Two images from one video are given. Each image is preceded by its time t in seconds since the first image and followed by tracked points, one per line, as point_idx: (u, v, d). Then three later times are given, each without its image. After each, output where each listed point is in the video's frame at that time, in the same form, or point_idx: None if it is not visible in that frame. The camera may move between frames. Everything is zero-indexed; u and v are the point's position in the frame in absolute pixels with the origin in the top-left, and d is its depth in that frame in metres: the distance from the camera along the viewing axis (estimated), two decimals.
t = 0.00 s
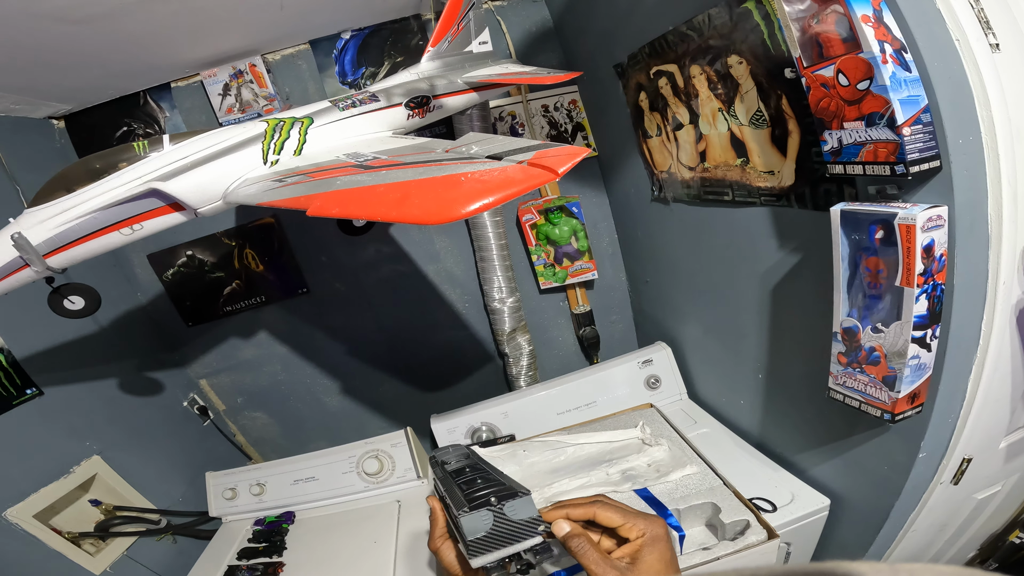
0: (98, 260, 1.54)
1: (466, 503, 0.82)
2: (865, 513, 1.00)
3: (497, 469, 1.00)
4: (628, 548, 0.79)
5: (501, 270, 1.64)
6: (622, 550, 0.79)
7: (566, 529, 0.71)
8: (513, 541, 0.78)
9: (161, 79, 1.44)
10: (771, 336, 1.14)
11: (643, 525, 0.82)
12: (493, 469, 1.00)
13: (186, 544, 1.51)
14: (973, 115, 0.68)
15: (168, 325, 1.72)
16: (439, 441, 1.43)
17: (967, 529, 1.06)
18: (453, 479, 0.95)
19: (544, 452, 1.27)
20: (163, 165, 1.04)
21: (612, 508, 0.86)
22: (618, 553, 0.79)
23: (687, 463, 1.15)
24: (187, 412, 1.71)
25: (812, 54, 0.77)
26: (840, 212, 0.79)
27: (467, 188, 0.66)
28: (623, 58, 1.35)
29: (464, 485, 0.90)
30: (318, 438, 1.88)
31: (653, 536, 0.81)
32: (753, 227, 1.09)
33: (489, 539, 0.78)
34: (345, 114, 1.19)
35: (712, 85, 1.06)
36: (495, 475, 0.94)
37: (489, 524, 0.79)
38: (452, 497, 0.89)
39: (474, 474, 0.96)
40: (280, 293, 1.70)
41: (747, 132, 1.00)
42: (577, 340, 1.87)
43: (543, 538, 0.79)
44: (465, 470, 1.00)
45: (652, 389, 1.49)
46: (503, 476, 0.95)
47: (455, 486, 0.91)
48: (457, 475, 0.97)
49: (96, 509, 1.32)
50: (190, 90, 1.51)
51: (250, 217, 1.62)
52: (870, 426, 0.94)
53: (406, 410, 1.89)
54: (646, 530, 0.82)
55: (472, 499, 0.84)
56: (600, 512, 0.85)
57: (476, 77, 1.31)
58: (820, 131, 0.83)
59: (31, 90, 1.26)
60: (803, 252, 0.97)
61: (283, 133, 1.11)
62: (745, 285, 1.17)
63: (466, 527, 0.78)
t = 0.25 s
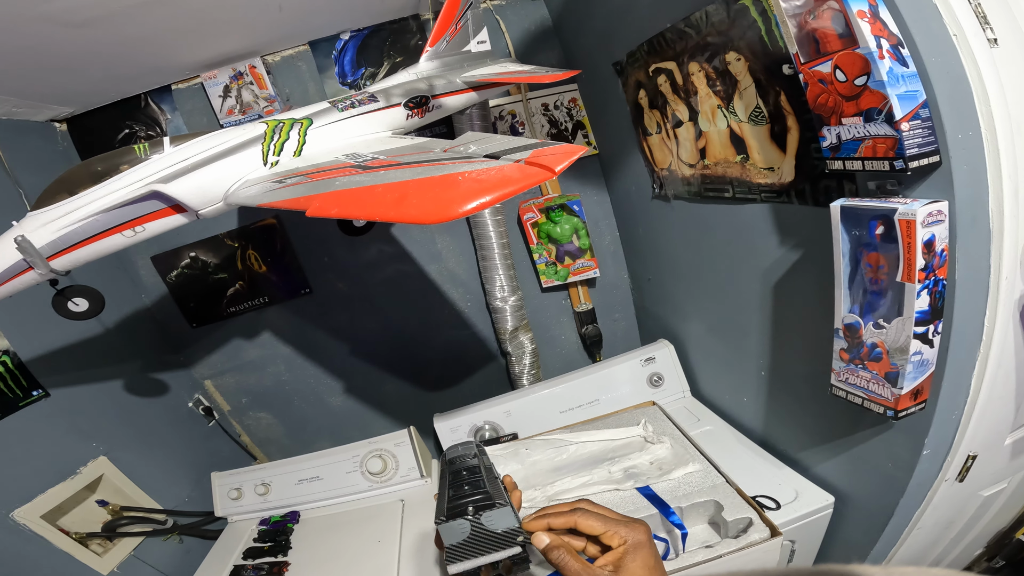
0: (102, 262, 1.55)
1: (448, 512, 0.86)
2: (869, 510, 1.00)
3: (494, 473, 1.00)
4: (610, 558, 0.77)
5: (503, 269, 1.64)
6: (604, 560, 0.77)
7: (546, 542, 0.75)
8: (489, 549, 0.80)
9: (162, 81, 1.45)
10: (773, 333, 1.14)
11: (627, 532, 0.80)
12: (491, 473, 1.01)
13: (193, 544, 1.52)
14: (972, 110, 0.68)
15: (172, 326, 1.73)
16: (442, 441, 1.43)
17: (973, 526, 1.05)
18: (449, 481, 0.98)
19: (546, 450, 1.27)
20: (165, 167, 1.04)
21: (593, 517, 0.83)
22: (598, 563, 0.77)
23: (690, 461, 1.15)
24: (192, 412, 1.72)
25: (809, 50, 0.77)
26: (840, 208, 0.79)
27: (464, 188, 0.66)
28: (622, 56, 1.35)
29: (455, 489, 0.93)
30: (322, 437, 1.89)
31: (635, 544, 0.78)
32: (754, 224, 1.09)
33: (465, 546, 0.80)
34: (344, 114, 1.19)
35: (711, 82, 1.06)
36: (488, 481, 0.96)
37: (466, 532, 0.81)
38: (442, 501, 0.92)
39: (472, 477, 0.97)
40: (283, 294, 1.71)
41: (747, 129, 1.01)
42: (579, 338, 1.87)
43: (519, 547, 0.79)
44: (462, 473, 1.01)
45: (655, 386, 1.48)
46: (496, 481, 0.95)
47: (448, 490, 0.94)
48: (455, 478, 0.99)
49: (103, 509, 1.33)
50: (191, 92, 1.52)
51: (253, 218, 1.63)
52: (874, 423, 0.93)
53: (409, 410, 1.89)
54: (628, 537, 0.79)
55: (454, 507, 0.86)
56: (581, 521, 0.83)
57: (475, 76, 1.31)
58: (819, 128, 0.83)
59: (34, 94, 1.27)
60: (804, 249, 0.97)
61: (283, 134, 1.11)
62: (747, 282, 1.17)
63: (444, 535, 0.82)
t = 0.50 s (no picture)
0: (106, 263, 1.55)
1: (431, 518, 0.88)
2: (878, 507, 0.98)
3: (491, 480, 0.97)
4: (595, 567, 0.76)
5: (507, 266, 1.63)
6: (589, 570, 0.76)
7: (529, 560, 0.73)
8: (469, 563, 0.84)
9: (163, 82, 1.45)
10: (780, 329, 1.13)
11: (614, 540, 0.78)
12: (487, 478, 0.98)
13: (199, 544, 1.52)
14: (979, 102, 0.67)
15: (177, 327, 1.73)
16: (446, 439, 1.42)
17: (984, 523, 1.04)
18: (444, 485, 0.97)
19: (551, 448, 1.26)
20: (166, 166, 1.04)
21: (578, 525, 0.81)
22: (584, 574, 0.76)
23: (696, 458, 1.14)
24: (197, 412, 1.72)
25: (813, 43, 0.77)
26: (847, 201, 0.78)
27: (466, 183, 0.66)
28: (624, 52, 1.34)
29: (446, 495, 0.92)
30: (327, 436, 1.89)
31: (621, 551, 0.77)
32: (759, 219, 1.08)
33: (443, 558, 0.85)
34: (345, 112, 1.19)
35: (714, 76, 1.05)
36: (482, 488, 0.93)
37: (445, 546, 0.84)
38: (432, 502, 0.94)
39: (469, 481, 0.96)
40: (286, 293, 1.71)
41: (751, 122, 1.00)
42: (584, 335, 1.86)
43: (499, 563, 0.83)
44: (458, 477, 0.99)
45: (660, 383, 1.47)
46: (489, 490, 0.93)
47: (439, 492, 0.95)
48: (451, 478, 0.99)
49: (109, 509, 1.34)
50: (192, 93, 1.52)
51: (255, 217, 1.63)
52: (883, 419, 0.92)
53: (414, 408, 1.89)
54: (614, 545, 0.78)
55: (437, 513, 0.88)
56: (566, 531, 0.81)
57: (476, 73, 1.31)
58: (823, 121, 0.82)
59: (35, 95, 1.27)
60: (810, 243, 0.96)
61: (284, 131, 1.11)
62: (753, 277, 1.16)
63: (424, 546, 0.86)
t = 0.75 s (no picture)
0: (109, 264, 1.56)
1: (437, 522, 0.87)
2: (886, 506, 0.97)
3: (496, 483, 0.97)
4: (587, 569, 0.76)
5: (509, 265, 1.63)
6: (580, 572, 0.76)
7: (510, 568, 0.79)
8: (477, 567, 0.84)
9: (164, 82, 1.45)
10: (785, 325, 1.12)
11: (608, 544, 0.77)
12: (491, 481, 0.97)
13: (205, 544, 1.53)
14: (985, 97, 0.67)
15: (180, 327, 1.73)
16: (449, 438, 1.42)
17: (993, 521, 1.03)
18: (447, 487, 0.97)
19: (554, 446, 1.26)
20: (167, 166, 1.04)
21: (575, 526, 0.80)
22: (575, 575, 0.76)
23: (701, 456, 1.13)
24: (202, 412, 1.72)
25: (816, 38, 0.76)
26: (852, 196, 0.77)
27: (467, 179, 0.65)
28: (625, 49, 1.34)
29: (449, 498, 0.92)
30: (331, 436, 1.89)
31: (615, 556, 0.76)
32: (763, 215, 1.07)
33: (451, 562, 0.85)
34: (346, 111, 1.19)
35: (716, 72, 1.04)
36: (486, 492, 0.93)
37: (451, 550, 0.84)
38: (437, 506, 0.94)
39: (473, 483, 0.96)
40: (289, 293, 1.71)
41: (753, 118, 0.99)
42: (587, 333, 1.86)
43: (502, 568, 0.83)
44: (462, 479, 0.99)
45: (664, 381, 1.46)
46: (494, 493, 0.92)
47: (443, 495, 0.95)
48: (455, 480, 0.99)
49: (115, 510, 1.34)
50: (193, 93, 1.52)
51: (257, 218, 1.63)
52: (890, 416, 0.91)
53: (418, 407, 1.89)
54: (609, 548, 0.77)
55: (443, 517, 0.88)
56: (564, 530, 0.80)
57: (477, 71, 1.31)
58: (827, 116, 0.81)
59: (36, 96, 1.27)
60: (815, 239, 0.95)
61: (284, 131, 1.11)
62: (757, 273, 1.15)
63: (431, 550, 0.85)
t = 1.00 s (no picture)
0: (113, 265, 1.56)
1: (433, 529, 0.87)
2: (894, 506, 0.96)
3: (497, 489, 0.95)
4: None
5: (512, 263, 1.62)
6: None
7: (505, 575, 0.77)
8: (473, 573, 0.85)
9: (165, 83, 1.45)
10: (791, 324, 1.10)
11: (602, 555, 0.76)
12: (491, 486, 0.96)
13: (210, 544, 1.53)
14: (993, 93, 0.66)
15: (184, 327, 1.74)
16: (453, 438, 1.42)
17: (1003, 521, 1.02)
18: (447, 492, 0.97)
19: (558, 446, 1.25)
20: (168, 166, 1.04)
21: (568, 535, 0.79)
22: None
23: (706, 456, 1.12)
24: (206, 412, 1.73)
25: (821, 34, 0.75)
26: (859, 192, 0.76)
27: (469, 177, 0.65)
28: (627, 46, 1.33)
29: (448, 504, 0.93)
30: (334, 435, 1.89)
31: (608, 565, 0.75)
32: (768, 212, 1.06)
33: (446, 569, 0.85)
34: (347, 110, 1.18)
35: (719, 69, 1.03)
36: (485, 498, 0.92)
37: (446, 556, 0.84)
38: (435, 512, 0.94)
39: (474, 489, 0.95)
40: (292, 293, 1.71)
41: (758, 115, 0.98)
42: (591, 332, 1.85)
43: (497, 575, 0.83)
44: (462, 484, 0.99)
45: (668, 380, 1.45)
46: (491, 500, 0.92)
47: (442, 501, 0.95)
48: (456, 485, 0.99)
49: (120, 510, 1.35)
50: (194, 93, 1.51)
51: (260, 218, 1.63)
52: (898, 415, 0.90)
53: (421, 407, 1.89)
54: (603, 558, 0.75)
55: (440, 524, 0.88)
56: (557, 539, 0.79)
57: (478, 69, 1.30)
58: (833, 112, 0.80)
59: (38, 98, 1.28)
60: (821, 236, 0.94)
61: (285, 130, 1.10)
62: (762, 271, 1.14)
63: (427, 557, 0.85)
